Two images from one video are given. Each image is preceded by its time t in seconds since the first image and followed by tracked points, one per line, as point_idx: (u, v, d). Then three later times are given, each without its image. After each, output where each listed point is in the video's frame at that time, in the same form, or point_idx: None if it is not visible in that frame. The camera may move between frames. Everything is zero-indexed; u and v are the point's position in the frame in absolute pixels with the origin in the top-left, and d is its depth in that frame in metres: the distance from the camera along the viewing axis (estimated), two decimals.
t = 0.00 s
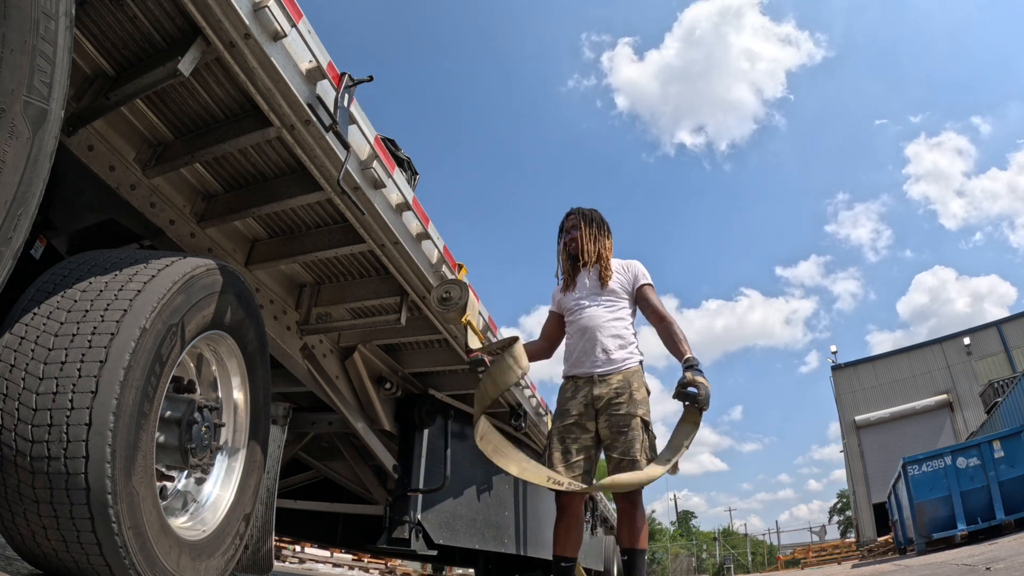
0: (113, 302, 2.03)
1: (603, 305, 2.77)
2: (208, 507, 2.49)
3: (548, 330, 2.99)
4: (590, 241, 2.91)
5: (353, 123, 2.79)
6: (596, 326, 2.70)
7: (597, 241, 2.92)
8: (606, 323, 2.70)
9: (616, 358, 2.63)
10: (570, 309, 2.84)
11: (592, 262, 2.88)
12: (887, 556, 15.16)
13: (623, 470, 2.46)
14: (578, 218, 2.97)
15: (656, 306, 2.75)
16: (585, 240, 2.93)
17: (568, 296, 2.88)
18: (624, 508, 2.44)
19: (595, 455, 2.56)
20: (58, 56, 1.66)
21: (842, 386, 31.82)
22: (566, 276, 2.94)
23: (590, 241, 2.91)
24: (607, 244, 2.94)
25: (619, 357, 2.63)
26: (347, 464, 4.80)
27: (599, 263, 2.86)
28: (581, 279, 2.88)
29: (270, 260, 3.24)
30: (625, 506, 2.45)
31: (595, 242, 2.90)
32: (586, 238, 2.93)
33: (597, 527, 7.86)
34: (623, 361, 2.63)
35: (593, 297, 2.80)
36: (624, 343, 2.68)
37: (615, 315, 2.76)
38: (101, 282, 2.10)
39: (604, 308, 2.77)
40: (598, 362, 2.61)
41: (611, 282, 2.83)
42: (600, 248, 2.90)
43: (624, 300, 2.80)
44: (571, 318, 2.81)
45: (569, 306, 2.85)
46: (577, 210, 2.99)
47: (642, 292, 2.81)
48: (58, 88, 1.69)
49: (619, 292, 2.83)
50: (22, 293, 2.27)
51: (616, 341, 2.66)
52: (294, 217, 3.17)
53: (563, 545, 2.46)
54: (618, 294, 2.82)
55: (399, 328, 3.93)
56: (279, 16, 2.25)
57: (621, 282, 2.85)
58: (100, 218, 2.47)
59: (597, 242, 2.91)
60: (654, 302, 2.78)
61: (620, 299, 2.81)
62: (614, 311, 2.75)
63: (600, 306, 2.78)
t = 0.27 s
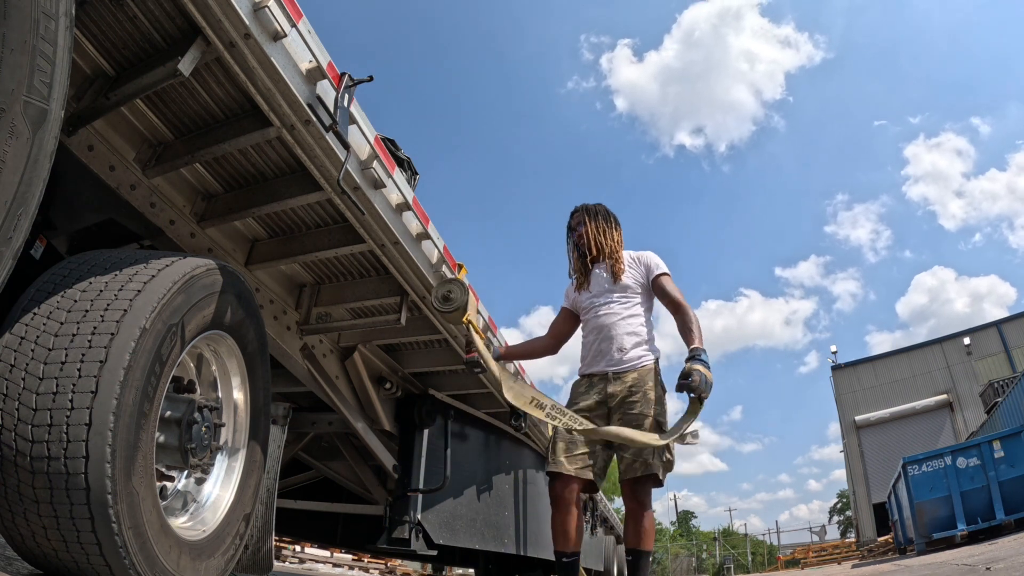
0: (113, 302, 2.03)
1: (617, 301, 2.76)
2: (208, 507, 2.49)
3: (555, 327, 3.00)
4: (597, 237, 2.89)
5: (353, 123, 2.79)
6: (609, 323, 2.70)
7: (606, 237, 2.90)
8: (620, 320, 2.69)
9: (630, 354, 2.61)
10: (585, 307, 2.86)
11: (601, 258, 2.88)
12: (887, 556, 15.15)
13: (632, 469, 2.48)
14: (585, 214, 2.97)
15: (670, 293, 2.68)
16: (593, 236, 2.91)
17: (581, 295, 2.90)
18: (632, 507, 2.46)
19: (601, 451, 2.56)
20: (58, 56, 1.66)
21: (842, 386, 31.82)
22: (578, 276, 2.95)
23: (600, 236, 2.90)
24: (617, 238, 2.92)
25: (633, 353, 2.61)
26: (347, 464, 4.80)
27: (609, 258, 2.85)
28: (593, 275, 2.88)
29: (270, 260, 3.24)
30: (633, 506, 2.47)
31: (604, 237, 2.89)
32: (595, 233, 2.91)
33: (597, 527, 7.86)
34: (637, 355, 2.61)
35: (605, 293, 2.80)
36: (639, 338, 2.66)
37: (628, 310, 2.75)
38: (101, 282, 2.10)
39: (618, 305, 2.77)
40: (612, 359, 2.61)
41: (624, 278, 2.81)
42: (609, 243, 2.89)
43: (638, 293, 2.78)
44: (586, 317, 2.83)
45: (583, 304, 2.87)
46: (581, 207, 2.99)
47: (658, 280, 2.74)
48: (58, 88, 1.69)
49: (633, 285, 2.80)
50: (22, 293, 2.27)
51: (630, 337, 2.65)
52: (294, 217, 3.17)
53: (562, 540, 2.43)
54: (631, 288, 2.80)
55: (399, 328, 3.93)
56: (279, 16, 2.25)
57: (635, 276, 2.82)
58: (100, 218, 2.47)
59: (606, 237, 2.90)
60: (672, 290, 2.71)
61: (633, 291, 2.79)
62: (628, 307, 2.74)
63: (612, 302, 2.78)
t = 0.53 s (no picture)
0: (113, 302, 2.03)
1: (592, 287, 2.75)
2: (208, 507, 2.49)
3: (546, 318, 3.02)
4: (550, 226, 2.92)
5: (353, 123, 2.79)
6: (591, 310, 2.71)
7: (559, 226, 2.91)
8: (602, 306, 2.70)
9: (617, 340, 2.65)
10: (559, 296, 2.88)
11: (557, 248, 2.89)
12: (887, 556, 15.15)
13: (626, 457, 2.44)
14: (537, 207, 2.99)
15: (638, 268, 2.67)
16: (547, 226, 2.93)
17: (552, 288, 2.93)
18: (637, 501, 2.40)
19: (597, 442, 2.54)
20: (58, 56, 1.66)
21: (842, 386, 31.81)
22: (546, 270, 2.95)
23: (554, 226, 2.91)
24: (571, 224, 2.93)
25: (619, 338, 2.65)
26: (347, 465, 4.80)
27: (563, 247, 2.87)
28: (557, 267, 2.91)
29: (270, 260, 3.24)
30: (638, 500, 2.41)
31: (563, 228, 2.89)
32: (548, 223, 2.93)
33: (596, 526, 7.86)
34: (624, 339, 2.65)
35: (577, 279, 2.80)
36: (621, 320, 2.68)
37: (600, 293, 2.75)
38: (101, 282, 2.10)
39: (592, 289, 2.77)
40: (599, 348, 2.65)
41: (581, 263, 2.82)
42: (564, 232, 2.90)
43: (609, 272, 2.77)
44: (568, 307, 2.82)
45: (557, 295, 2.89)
46: (538, 201, 2.99)
47: (623, 259, 2.74)
48: (58, 88, 1.69)
49: (599, 265, 2.79)
50: (22, 293, 2.27)
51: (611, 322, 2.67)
52: (294, 217, 3.17)
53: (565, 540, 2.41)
54: (599, 268, 2.78)
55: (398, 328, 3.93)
56: (279, 16, 2.25)
57: (597, 256, 2.82)
58: (99, 218, 2.47)
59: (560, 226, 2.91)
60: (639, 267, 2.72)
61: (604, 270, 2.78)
62: (602, 289, 2.74)
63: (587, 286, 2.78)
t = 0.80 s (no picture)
0: (113, 302, 2.03)
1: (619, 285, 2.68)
2: (208, 507, 2.49)
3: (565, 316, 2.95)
4: (595, 220, 2.91)
5: (353, 123, 2.79)
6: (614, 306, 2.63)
7: (603, 222, 2.91)
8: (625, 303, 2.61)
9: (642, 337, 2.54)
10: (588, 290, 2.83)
11: (596, 241, 2.87)
12: (887, 556, 15.15)
13: (639, 459, 2.42)
14: (584, 202, 3.00)
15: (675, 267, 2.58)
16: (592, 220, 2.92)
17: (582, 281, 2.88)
18: (645, 504, 2.40)
19: (616, 444, 2.48)
20: (58, 56, 1.66)
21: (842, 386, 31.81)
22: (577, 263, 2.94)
23: (597, 221, 2.91)
24: (615, 224, 2.92)
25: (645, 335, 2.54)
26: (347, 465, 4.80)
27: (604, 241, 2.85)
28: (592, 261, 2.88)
29: (270, 260, 3.24)
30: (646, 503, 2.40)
31: (603, 223, 2.91)
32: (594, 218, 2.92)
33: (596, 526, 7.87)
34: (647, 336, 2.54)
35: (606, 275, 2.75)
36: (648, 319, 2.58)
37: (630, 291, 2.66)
38: (101, 282, 2.10)
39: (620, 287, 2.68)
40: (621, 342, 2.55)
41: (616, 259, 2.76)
42: (605, 228, 2.89)
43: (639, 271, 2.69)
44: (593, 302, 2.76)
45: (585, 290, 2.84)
46: (583, 196, 3.02)
47: (663, 259, 2.64)
48: (58, 88, 1.69)
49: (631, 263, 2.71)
50: (22, 293, 2.27)
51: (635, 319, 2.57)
52: (294, 217, 3.17)
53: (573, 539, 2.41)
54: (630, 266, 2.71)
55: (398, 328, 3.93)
56: (279, 16, 2.25)
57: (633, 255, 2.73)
58: (99, 218, 2.47)
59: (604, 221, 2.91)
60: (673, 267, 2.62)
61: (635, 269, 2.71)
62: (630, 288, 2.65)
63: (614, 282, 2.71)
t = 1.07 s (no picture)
0: (113, 302, 2.03)
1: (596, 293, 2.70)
2: (208, 507, 2.49)
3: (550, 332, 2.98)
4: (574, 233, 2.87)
5: (353, 123, 2.79)
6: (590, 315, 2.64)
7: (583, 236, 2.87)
8: (597, 308, 2.64)
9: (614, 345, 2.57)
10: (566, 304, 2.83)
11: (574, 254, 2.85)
12: (887, 556, 15.13)
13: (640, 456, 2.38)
14: (564, 211, 2.95)
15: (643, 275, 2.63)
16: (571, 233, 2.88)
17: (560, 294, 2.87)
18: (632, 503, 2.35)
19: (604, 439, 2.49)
20: (58, 56, 1.66)
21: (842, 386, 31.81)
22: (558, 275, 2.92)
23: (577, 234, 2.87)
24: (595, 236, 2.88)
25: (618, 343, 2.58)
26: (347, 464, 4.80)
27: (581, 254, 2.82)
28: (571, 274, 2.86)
29: (270, 260, 3.24)
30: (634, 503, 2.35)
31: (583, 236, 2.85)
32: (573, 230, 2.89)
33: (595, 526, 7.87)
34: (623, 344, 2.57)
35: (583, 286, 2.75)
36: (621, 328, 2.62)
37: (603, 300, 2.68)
38: (101, 282, 2.10)
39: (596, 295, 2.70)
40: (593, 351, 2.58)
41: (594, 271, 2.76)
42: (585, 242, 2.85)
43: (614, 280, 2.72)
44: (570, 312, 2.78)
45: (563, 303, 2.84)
46: (567, 207, 2.96)
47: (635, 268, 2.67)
48: (58, 88, 1.68)
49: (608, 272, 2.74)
50: (21, 293, 2.27)
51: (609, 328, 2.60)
52: (294, 217, 3.17)
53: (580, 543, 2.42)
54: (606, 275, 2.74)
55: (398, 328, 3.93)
56: (279, 16, 2.25)
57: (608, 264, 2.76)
58: (99, 218, 2.47)
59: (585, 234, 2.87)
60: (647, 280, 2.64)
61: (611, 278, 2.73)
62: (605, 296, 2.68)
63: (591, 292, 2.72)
